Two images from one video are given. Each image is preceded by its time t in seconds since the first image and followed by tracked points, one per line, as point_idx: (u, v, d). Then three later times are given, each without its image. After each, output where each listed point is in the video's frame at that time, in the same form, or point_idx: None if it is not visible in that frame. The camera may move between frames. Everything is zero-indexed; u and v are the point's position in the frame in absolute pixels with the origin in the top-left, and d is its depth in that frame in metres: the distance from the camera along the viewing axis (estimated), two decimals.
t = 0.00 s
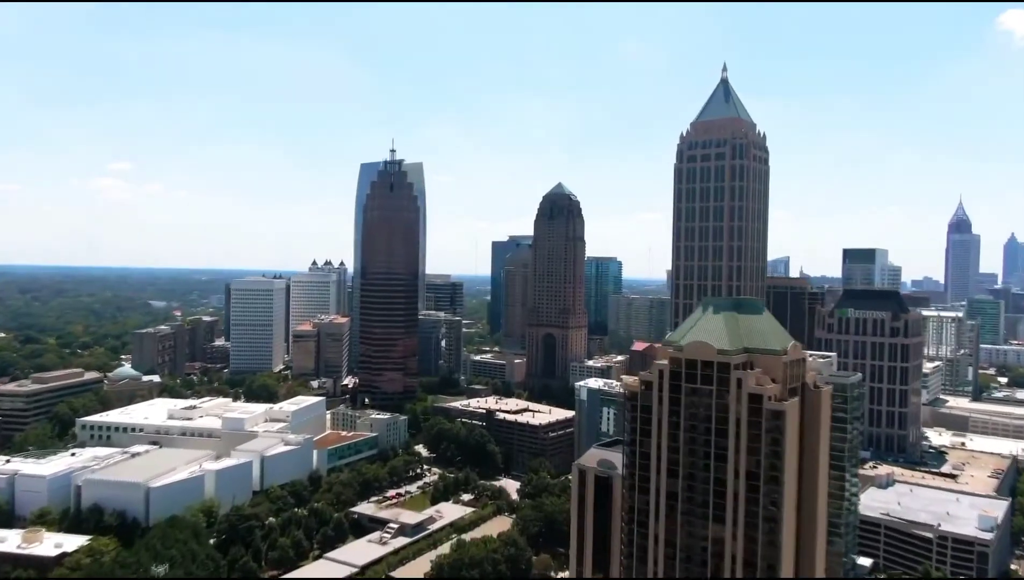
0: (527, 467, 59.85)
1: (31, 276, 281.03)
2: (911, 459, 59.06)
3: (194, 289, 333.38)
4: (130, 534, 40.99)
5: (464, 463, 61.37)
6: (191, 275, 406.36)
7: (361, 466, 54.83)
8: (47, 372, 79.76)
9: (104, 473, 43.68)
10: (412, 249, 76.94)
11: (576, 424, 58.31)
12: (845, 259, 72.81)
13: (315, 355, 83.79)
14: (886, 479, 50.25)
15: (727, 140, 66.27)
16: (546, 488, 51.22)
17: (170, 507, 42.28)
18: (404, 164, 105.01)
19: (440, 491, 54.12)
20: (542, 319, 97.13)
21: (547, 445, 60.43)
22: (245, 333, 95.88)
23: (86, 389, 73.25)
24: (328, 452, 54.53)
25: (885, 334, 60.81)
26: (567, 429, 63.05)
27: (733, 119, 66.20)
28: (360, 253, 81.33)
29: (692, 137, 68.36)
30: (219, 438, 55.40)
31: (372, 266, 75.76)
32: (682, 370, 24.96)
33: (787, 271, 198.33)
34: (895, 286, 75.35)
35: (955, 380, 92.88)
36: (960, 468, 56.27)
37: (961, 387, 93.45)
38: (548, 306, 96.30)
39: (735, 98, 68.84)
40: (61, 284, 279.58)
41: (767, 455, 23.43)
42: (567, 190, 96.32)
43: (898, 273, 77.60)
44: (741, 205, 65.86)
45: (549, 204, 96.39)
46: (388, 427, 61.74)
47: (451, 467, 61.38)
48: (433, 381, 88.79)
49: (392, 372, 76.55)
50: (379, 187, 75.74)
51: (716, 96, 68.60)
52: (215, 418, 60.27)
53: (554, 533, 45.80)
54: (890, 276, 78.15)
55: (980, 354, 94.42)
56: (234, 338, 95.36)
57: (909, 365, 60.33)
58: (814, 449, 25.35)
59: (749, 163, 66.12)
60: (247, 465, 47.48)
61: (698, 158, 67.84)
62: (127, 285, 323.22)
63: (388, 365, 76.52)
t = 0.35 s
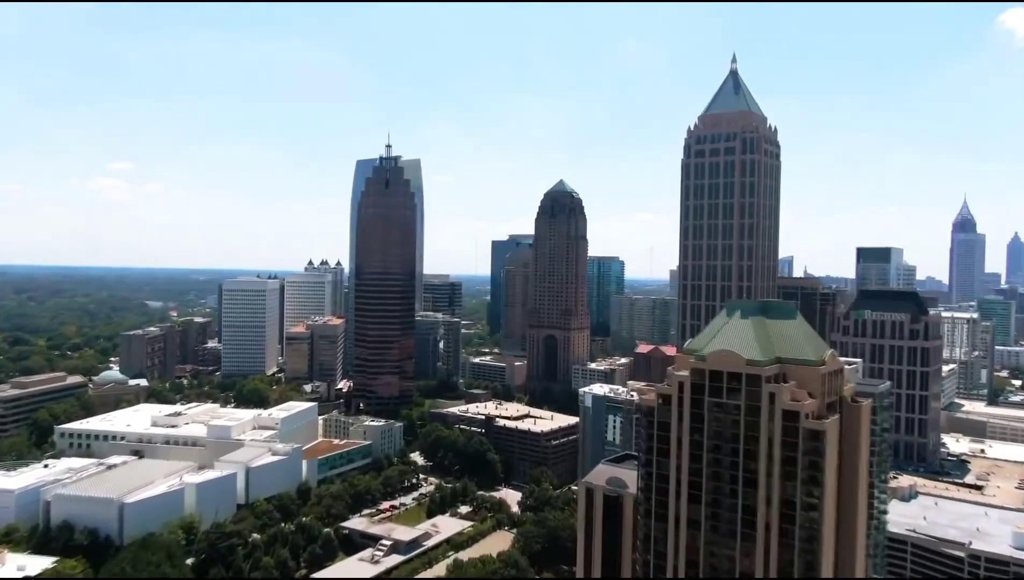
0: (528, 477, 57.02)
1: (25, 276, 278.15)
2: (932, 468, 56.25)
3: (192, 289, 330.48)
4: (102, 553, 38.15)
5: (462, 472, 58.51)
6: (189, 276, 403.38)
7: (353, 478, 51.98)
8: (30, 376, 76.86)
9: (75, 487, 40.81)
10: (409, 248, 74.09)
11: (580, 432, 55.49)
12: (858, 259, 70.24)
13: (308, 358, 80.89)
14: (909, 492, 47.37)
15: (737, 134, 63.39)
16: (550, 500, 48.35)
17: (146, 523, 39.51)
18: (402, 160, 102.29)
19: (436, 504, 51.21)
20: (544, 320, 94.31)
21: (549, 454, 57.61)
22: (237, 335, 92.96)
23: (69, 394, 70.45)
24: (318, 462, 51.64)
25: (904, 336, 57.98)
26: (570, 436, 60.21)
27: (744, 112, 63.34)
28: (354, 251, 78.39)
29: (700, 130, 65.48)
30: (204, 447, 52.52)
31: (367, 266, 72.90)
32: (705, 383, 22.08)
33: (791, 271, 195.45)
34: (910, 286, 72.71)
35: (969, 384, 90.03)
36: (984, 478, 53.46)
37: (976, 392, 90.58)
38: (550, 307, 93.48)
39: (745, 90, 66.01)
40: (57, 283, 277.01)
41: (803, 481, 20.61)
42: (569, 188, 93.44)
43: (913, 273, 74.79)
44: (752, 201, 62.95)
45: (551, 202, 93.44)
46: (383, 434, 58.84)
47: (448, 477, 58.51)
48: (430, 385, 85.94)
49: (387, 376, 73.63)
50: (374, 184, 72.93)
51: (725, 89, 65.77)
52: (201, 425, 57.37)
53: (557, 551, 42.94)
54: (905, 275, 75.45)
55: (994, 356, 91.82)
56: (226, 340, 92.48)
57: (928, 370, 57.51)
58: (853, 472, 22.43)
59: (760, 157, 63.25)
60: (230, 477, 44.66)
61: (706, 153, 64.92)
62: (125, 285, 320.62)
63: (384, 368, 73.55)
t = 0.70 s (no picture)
0: (530, 490, 53.78)
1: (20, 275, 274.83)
2: (959, 480, 53.01)
3: (189, 289, 327.26)
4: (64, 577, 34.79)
5: (459, 484, 55.22)
6: (186, 276, 400.07)
7: (344, 492, 48.72)
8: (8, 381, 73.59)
9: (36, 507, 37.46)
10: (405, 247, 70.86)
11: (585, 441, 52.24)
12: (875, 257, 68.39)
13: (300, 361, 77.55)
14: (940, 508, 44.12)
15: (749, 126, 60.08)
16: (554, 518, 45.13)
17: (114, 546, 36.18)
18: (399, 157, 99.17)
19: (431, 519, 47.86)
20: (545, 322, 91.10)
21: (552, 465, 54.33)
22: (227, 337, 89.61)
23: (48, 400, 67.17)
24: (305, 475, 48.36)
25: (928, 340, 54.77)
26: (574, 446, 56.98)
27: (756, 103, 60.06)
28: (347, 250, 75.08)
29: (710, 123, 62.18)
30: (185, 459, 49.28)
31: (361, 265, 69.70)
32: (740, 403, 18.79)
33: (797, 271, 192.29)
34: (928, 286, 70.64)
35: (988, 388, 86.85)
36: (1015, 491, 50.21)
37: (994, 396, 87.40)
38: (551, 309, 90.28)
39: (757, 80, 62.74)
40: (51, 283, 273.79)
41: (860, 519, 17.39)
42: (571, 184, 90.19)
43: (931, 273, 71.78)
44: (765, 197, 59.63)
45: (552, 199, 90.09)
46: (375, 444, 55.55)
47: (444, 489, 55.22)
48: (427, 389, 82.69)
49: (382, 380, 70.33)
50: (368, 180, 69.65)
51: (736, 79, 62.53)
52: (183, 434, 54.12)
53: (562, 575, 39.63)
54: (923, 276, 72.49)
55: (1012, 358, 88.74)
56: (215, 342, 89.13)
57: (954, 375, 54.28)
58: (912, 503, 19.31)
59: (774, 151, 59.97)
60: (208, 494, 41.44)
61: (717, 146, 61.63)
62: (121, 285, 317.39)
63: (378, 373, 70.24)
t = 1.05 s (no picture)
0: (531, 502, 51.00)
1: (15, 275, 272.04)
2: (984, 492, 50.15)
3: (187, 289, 324.49)
4: None
5: (457, 495, 52.40)
6: (184, 276, 397.17)
7: (333, 506, 45.91)
8: None
9: None
10: (400, 246, 67.95)
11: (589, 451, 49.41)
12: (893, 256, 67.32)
13: (292, 364, 74.57)
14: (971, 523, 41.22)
15: (762, 119, 57.26)
16: (557, 534, 42.30)
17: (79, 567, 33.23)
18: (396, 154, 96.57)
19: (426, 535, 44.97)
20: (546, 324, 88.22)
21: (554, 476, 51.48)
22: (218, 339, 86.54)
23: (28, 406, 64.39)
24: (292, 488, 45.53)
25: (951, 344, 51.92)
26: (578, 456, 54.21)
27: (769, 95, 57.23)
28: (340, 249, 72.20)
29: (720, 116, 59.34)
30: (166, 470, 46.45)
31: (354, 265, 66.79)
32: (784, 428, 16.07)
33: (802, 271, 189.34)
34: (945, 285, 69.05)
35: (1006, 391, 83.97)
36: None
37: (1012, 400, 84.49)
38: (553, 310, 87.43)
39: (769, 71, 60.00)
40: (47, 283, 271.23)
41: (931, 568, 14.75)
42: (574, 181, 87.40)
43: (948, 274, 69.19)
44: (778, 194, 56.76)
45: (554, 196, 87.17)
46: (368, 454, 52.69)
47: (441, 500, 52.45)
48: (424, 393, 79.86)
49: (376, 385, 67.40)
50: (362, 176, 66.80)
51: (747, 71, 59.75)
52: (165, 443, 51.28)
53: None
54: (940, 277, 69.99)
55: None
56: (206, 344, 86.15)
57: (979, 381, 51.43)
58: (983, 532, 16.68)
59: (787, 145, 57.12)
60: (187, 510, 38.61)
61: (727, 140, 58.78)
62: (118, 285, 314.65)
63: (372, 377, 67.31)
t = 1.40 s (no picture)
0: (533, 517, 48.02)
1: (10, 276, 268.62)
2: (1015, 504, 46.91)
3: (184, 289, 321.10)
4: None
5: (454, 509, 49.26)
6: (182, 276, 393.88)
7: (320, 522, 42.78)
8: None
9: None
10: (395, 245, 64.89)
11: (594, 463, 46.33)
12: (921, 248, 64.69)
13: (283, 369, 71.40)
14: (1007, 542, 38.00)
15: (776, 110, 54.24)
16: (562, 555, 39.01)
17: None
18: (391, 150, 93.55)
19: (420, 554, 41.55)
20: (547, 326, 85.15)
21: (556, 489, 48.44)
22: (206, 341, 83.31)
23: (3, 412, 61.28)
24: (276, 504, 42.38)
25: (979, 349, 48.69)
26: (582, 467, 51.27)
27: (784, 84, 54.22)
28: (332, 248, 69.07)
29: (731, 108, 56.31)
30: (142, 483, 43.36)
31: (346, 264, 63.64)
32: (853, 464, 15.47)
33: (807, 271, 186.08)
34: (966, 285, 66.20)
35: None
36: None
37: None
38: (554, 311, 84.34)
39: (783, 60, 57.07)
40: (43, 283, 267.98)
41: None
42: (577, 178, 84.40)
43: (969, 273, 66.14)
44: (794, 189, 53.69)
45: (555, 193, 84.16)
46: (360, 466, 49.57)
47: (437, 515, 49.33)
48: (421, 398, 76.77)
49: (370, 390, 64.26)
50: (355, 171, 63.68)
51: (760, 60, 56.78)
52: (143, 453, 48.17)
53: None
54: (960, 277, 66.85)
55: None
56: (194, 347, 82.92)
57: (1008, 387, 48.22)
58: None
59: (803, 138, 54.06)
60: (161, 530, 35.46)
61: (740, 133, 55.72)
62: (114, 285, 311.09)
63: (365, 382, 64.14)
